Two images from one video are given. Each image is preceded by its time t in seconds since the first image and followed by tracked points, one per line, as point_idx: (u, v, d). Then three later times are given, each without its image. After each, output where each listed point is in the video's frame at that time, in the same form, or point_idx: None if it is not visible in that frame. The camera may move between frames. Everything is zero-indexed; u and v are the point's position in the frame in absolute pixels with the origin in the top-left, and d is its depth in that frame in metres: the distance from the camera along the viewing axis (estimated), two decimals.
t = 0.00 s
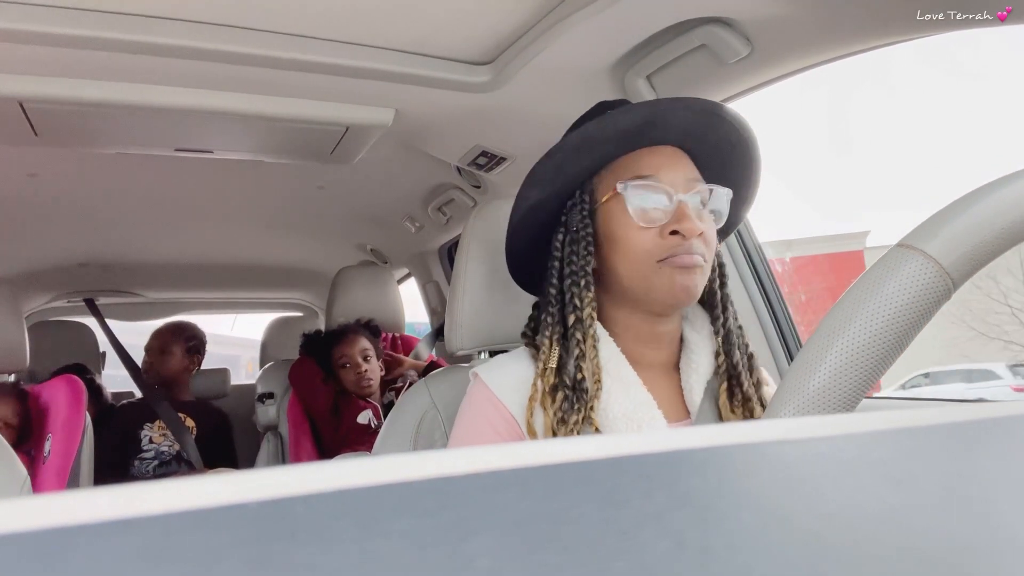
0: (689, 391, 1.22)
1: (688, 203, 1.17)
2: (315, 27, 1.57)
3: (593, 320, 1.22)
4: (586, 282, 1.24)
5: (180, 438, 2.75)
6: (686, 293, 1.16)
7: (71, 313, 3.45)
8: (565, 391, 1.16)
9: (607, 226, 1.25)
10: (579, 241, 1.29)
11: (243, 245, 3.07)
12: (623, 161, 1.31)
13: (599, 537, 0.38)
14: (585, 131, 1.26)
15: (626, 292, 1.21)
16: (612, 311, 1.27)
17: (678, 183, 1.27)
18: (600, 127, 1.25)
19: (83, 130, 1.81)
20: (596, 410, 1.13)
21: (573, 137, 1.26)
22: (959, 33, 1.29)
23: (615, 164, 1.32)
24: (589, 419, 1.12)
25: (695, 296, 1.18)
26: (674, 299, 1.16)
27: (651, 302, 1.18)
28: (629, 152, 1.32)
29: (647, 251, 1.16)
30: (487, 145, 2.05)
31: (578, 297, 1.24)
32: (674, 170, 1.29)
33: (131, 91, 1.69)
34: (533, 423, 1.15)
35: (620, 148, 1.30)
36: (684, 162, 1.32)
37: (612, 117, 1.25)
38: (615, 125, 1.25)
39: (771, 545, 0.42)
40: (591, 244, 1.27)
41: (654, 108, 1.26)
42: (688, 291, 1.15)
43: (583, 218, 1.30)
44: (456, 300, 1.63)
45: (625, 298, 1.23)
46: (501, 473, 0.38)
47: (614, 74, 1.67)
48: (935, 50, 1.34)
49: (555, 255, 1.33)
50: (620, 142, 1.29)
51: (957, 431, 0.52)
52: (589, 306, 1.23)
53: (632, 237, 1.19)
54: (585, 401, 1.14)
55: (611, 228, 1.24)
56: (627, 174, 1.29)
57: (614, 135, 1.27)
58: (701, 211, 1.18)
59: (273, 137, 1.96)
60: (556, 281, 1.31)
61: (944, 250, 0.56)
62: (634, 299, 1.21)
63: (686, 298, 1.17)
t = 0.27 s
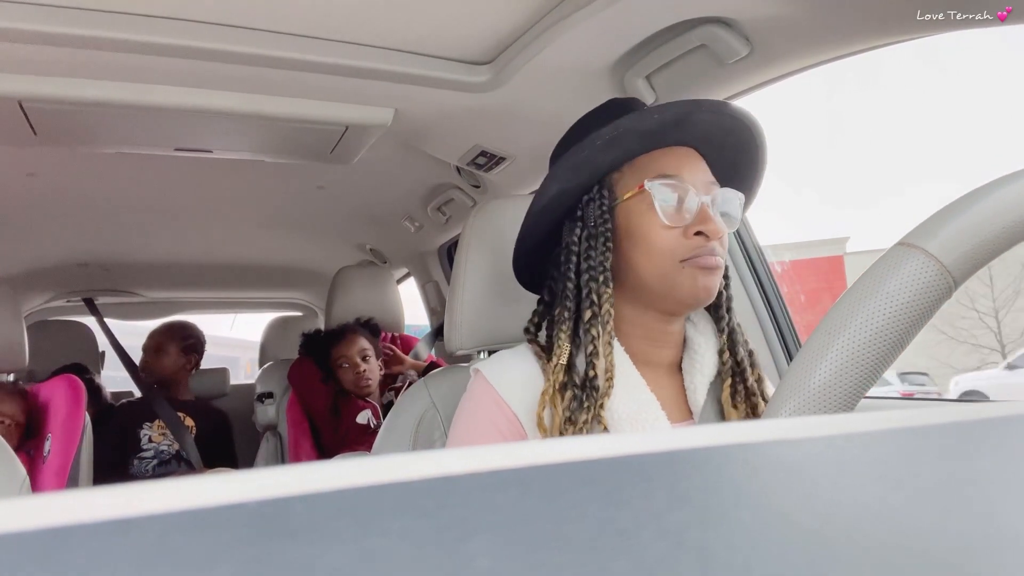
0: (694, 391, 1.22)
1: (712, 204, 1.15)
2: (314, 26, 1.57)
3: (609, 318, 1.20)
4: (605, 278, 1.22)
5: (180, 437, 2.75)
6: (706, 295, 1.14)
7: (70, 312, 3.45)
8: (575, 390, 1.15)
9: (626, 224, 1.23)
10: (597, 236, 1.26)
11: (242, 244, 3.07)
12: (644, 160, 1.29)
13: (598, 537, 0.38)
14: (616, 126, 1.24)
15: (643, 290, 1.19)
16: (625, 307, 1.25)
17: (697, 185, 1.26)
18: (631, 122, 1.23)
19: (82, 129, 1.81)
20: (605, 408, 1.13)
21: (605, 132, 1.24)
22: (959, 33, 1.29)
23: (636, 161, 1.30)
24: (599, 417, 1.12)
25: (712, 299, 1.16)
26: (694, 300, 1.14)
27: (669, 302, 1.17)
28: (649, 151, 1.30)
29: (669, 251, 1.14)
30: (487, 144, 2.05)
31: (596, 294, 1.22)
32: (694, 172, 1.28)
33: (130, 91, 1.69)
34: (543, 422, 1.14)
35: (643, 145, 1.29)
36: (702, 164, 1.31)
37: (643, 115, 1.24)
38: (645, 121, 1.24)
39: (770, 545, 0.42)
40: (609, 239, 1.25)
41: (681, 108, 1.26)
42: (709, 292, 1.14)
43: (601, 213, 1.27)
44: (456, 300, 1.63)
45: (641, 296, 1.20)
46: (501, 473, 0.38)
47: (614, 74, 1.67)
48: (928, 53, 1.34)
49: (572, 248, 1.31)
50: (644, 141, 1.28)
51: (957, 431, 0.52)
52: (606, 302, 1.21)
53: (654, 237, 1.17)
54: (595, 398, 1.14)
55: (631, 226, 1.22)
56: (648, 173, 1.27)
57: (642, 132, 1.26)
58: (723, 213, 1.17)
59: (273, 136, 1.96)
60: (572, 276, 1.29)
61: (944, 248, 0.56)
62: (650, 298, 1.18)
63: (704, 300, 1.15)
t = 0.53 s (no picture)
0: (699, 392, 1.21)
1: (667, 200, 1.14)
2: (314, 26, 1.57)
3: (592, 323, 1.22)
4: (582, 288, 1.26)
5: (179, 437, 2.75)
6: (675, 293, 1.14)
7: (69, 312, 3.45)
8: (569, 387, 1.15)
9: (597, 231, 1.26)
10: (573, 250, 1.31)
11: (242, 244, 3.07)
12: (605, 166, 1.30)
13: (599, 537, 0.38)
14: (545, 149, 1.28)
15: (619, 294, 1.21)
16: (616, 314, 1.27)
17: (666, 177, 1.24)
18: (561, 141, 1.26)
19: (83, 129, 1.80)
20: (599, 409, 1.13)
21: (536, 157, 1.29)
22: (957, 33, 1.30)
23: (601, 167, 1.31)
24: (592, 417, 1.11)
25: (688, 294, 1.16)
26: (662, 300, 1.15)
27: (642, 304, 1.18)
28: (613, 154, 1.30)
29: (630, 255, 1.15)
30: (487, 144, 2.05)
31: (575, 303, 1.25)
32: (660, 165, 1.26)
33: (130, 91, 1.69)
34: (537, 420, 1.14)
35: (597, 153, 1.30)
36: (671, 155, 1.28)
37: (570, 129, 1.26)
38: (575, 136, 1.26)
39: (770, 546, 0.42)
40: (584, 252, 1.30)
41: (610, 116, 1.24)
42: (675, 291, 1.13)
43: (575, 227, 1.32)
44: (456, 299, 1.63)
45: (625, 302, 1.22)
46: (499, 474, 0.38)
47: (614, 74, 1.67)
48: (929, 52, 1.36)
49: (554, 262, 1.36)
50: (595, 149, 1.29)
51: (956, 431, 0.52)
52: (587, 310, 1.24)
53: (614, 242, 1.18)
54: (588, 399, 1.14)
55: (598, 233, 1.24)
56: (609, 179, 1.28)
57: (580, 146, 1.28)
58: (684, 206, 1.15)
59: (273, 136, 1.96)
60: (555, 287, 1.33)
61: (944, 250, 0.56)
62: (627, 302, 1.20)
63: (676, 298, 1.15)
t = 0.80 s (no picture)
0: (694, 395, 1.21)
1: (675, 205, 1.15)
2: (313, 27, 1.57)
3: (589, 328, 1.21)
4: (582, 289, 1.25)
5: (179, 438, 2.75)
6: (680, 298, 1.14)
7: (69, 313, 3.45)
8: (565, 396, 1.16)
9: (599, 232, 1.24)
10: (573, 248, 1.30)
11: (242, 245, 3.07)
12: (611, 166, 1.28)
13: (598, 537, 0.38)
14: (558, 144, 1.25)
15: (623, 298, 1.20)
16: (614, 315, 1.26)
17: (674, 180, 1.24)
18: (576, 136, 1.24)
19: (82, 129, 1.80)
20: (595, 416, 1.13)
21: (549, 151, 1.26)
22: (957, 34, 1.30)
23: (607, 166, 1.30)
24: (588, 426, 1.12)
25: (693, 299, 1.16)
26: (666, 304, 1.14)
27: (646, 307, 1.17)
28: (621, 153, 1.28)
29: (636, 257, 1.15)
30: (487, 145, 2.05)
31: (574, 306, 1.24)
32: (669, 168, 1.26)
33: (130, 91, 1.69)
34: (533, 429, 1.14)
35: (606, 152, 1.28)
36: (677, 159, 1.27)
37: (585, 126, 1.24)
38: (586, 132, 1.23)
39: (770, 545, 0.42)
40: (585, 251, 1.28)
41: (626, 115, 1.22)
42: (680, 296, 1.13)
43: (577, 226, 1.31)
44: (456, 300, 1.63)
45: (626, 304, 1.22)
46: (499, 475, 0.38)
47: (613, 75, 1.67)
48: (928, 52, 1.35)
49: (552, 262, 1.34)
50: (604, 148, 1.27)
51: (956, 431, 0.52)
52: (585, 313, 1.22)
53: (620, 244, 1.17)
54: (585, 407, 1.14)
55: (602, 233, 1.23)
56: (616, 179, 1.27)
57: (592, 144, 1.25)
58: (691, 211, 1.16)
59: (272, 137, 1.96)
60: (553, 288, 1.31)
61: (943, 251, 0.56)
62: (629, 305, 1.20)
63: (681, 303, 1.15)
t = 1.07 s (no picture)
0: (698, 398, 1.21)
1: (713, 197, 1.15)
2: (313, 26, 1.57)
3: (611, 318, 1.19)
4: (606, 275, 1.21)
5: (179, 438, 2.75)
6: (711, 290, 1.13)
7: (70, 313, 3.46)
8: (575, 396, 1.15)
9: (629, 220, 1.21)
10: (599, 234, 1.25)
11: (242, 244, 3.07)
12: (645, 154, 1.27)
13: (598, 536, 0.38)
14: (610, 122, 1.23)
15: (647, 287, 1.17)
16: (628, 307, 1.23)
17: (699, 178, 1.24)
18: (629, 118, 1.23)
19: (83, 129, 1.80)
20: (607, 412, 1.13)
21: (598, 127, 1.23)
22: (957, 33, 1.29)
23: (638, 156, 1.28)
24: (600, 422, 1.11)
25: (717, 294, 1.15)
26: (699, 294, 1.13)
27: (674, 298, 1.15)
28: (652, 144, 1.28)
29: (673, 244, 1.13)
30: (487, 145, 2.05)
31: (597, 293, 1.21)
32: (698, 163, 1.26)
33: (130, 91, 1.69)
34: (543, 429, 1.14)
35: (645, 138, 1.27)
36: (706, 156, 1.28)
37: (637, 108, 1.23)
38: (644, 112, 1.23)
39: (770, 546, 0.42)
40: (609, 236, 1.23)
41: (682, 99, 1.25)
42: (714, 288, 1.12)
43: (602, 211, 1.26)
44: (456, 299, 1.63)
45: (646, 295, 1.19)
46: (501, 475, 0.38)
47: (613, 75, 1.67)
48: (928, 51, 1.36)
49: (573, 248, 1.30)
50: (643, 133, 1.26)
51: (958, 431, 0.52)
52: (607, 301, 1.20)
53: (657, 232, 1.15)
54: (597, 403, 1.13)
55: (630, 221, 1.21)
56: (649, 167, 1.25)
57: (637, 126, 1.24)
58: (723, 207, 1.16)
59: (272, 137, 1.96)
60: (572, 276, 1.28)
61: (941, 253, 0.56)
62: (654, 294, 1.17)
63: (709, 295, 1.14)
